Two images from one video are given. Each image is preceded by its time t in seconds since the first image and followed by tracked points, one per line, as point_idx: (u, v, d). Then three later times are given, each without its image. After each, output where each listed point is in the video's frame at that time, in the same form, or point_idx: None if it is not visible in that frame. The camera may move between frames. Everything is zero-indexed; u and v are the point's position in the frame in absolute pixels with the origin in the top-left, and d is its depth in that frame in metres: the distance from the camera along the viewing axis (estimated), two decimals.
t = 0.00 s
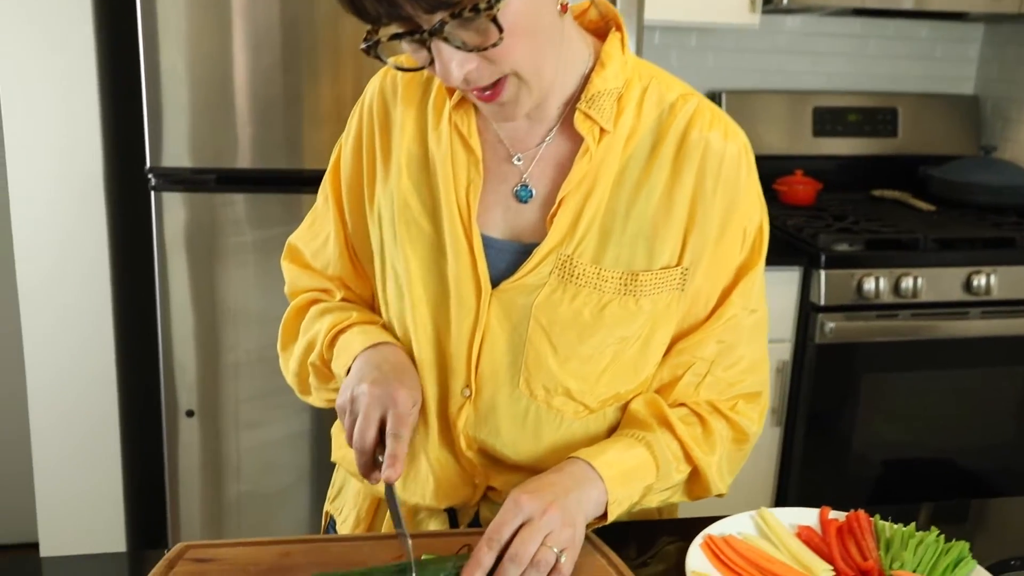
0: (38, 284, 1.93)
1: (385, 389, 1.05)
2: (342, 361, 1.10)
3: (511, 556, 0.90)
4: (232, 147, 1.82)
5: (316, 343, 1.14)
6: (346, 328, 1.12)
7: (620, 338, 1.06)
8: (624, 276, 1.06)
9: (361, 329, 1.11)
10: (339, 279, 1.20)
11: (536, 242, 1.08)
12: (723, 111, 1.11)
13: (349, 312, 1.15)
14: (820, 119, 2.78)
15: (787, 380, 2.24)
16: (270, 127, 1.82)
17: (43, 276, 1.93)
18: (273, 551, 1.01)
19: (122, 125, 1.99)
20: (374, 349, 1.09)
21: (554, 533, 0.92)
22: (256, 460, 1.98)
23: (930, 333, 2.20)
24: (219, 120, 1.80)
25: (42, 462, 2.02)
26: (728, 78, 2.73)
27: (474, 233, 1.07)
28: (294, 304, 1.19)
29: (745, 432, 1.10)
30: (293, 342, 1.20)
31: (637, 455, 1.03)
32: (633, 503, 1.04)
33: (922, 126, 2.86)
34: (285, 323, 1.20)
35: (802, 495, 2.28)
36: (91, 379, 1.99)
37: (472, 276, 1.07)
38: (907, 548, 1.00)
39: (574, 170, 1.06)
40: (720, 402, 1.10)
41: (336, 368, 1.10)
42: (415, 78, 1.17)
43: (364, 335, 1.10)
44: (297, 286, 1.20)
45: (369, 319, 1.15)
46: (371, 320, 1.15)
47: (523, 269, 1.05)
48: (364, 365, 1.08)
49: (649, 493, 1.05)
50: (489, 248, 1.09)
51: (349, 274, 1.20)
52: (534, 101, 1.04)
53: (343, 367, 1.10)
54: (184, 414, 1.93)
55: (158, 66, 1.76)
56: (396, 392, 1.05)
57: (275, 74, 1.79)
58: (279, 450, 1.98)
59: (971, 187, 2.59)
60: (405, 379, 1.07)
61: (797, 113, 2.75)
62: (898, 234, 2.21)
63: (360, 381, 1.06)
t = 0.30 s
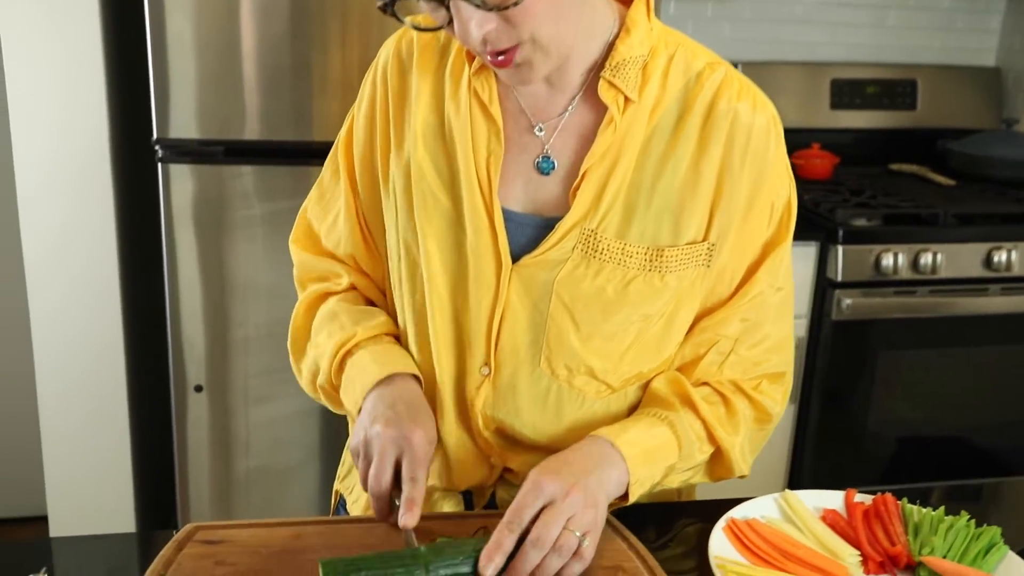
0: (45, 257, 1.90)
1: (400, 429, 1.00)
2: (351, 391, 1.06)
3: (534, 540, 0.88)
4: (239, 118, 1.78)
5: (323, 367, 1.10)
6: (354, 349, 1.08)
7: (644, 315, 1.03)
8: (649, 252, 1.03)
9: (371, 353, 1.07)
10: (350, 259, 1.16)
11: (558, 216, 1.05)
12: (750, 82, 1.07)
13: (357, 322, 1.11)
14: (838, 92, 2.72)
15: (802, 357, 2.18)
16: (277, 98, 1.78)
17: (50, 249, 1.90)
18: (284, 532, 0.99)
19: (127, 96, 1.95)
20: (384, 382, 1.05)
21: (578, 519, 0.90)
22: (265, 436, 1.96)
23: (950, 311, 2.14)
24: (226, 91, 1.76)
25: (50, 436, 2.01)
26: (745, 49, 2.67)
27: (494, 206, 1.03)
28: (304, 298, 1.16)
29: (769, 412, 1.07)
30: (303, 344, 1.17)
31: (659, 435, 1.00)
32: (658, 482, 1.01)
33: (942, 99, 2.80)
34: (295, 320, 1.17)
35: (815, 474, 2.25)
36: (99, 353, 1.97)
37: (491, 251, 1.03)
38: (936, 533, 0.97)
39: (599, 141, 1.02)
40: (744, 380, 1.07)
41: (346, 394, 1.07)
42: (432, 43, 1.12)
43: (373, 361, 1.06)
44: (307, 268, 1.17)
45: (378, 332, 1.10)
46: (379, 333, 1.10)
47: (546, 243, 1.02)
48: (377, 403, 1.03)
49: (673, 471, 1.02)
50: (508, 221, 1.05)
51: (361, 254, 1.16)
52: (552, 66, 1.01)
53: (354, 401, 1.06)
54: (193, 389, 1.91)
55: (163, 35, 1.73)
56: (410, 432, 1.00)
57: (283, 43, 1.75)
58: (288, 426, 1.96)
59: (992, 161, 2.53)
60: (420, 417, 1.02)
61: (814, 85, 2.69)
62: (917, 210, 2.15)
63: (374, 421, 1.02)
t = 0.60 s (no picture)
0: (49, 231, 1.88)
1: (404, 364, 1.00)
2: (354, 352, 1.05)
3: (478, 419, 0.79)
4: (245, 88, 1.75)
5: (326, 334, 1.09)
6: (356, 313, 1.07)
7: (647, 271, 1.03)
8: (648, 210, 1.03)
9: (372, 315, 1.05)
10: (345, 234, 1.15)
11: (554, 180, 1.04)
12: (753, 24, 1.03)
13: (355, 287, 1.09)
14: (853, 64, 2.65)
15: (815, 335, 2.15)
16: (283, 68, 1.75)
17: (54, 222, 1.88)
18: (292, 510, 0.97)
19: (131, 67, 1.92)
20: (386, 340, 1.04)
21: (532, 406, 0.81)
22: (272, 411, 1.94)
23: (965, 287, 2.10)
24: (231, 61, 1.73)
25: (57, 410, 2.00)
26: (758, 20, 2.62)
27: (489, 176, 1.03)
28: (303, 267, 1.15)
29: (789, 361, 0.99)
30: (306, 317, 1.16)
31: (664, 359, 0.90)
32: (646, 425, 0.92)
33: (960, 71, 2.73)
34: (295, 293, 1.16)
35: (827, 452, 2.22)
36: (105, 328, 1.96)
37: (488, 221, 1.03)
38: (958, 514, 0.94)
39: (593, 100, 1.00)
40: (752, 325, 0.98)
41: (349, 356, 1.06)
42: (422, 14, 1.10)
43: (374, 323, 1.04)
44: (304, 243, 1.16)
45: (379, 295, 1.09)
46: (376, 297, 1.08)
47: (541, 210, 1.02)
48: (381, 356, 1.02)
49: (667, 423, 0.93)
50: (505, 190, 1.05)
51: (355, 228, 1.15)
52: (535, 19, 0.97)
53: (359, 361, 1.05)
54: (200, 363, 1.90)
55: (167, 5, 1.69)
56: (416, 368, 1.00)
57: (289, 12, 1.71)
58: (296, 402, 1.94)
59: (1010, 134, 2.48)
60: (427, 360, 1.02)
61: (829, 57, 2.64)
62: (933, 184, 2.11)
63: (378, 366, 1.01)
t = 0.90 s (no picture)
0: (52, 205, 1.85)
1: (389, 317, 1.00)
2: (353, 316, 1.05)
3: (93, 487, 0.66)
4: (252, 59, 1.72)
5: (332, 302, 1.09)
6: (359, 279, 1.06)
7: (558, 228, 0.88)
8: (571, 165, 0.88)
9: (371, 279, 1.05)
10: (354, 209, 1.13)
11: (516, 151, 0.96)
12: None
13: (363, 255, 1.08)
14: (868, 37, 2.60)
15: (827, 311, 2.12)
16: (291, 38, 1.72)
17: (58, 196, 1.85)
18: (302, 489, 0.96)
19: (135, 38, 1.89)
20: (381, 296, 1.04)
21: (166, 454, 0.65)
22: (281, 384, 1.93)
23: (975, 265, 2.07)
24: (238, 30, 1.70)
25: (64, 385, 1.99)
26: None
27: (455, 153, 0.98)
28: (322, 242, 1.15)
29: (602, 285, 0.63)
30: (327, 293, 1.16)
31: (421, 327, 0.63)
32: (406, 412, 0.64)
33: (978, 45, 2.67)
34: (317, 266, 1.15)
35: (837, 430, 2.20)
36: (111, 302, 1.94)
37: (449, 196, 1.00)
38: (980, 497, 0.92)
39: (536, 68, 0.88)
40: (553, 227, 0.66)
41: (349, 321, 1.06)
42: None
43: (370, 285, 1.04)
44: (325, 220, 1.16)
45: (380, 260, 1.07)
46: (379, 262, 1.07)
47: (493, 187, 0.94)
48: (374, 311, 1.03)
49: (411, 396, 0.63)
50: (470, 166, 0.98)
51: (363, 205, 1.13)
52: None
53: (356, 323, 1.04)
54: (207, 338, 1.88)
55: None
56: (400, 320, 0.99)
57: None
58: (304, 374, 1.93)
59: None
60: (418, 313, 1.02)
61: (844, 29, 2.58)
62: (948, 159, 2.07)
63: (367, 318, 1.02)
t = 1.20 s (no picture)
0: (59, 182, 1.84)
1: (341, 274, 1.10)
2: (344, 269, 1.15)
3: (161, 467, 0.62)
4: (259, 34, 1.70)
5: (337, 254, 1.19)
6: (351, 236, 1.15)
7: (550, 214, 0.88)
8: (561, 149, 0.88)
9: (362, 236, 1.13)
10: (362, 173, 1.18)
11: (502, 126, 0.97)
12: None
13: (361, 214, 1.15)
14: (880, 14, 2.57)
15: (836, 290, 2.10)
16: (297, 13, 1.70)
17: (65, 172, 1.83)
18: (313, 470, 0.96)
19: (141, 13, 1.87)
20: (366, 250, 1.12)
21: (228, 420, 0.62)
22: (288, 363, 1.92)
23: (985, 245, 2.04)
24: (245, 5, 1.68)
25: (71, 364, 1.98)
26: None
27: (442, 127, 1.00)
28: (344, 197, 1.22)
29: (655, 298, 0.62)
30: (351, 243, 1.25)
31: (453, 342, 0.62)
32: (450, 423, 0.64)
33: (990, 22, 2.64)
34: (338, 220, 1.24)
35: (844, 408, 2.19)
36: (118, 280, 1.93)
37: (438, 170, 1.02)
38: (997, 482, 0.91)
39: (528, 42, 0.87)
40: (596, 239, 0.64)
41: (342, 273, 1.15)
42: None
43: (358, 241, 1.13)
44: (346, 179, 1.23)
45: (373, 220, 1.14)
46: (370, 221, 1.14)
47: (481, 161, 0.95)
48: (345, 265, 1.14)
49: (455, 418, 0.63)
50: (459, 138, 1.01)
51: (370, 171, 1.17)
52: None
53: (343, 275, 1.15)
54: (215, 316, 1.87)
55: None
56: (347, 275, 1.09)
57: None
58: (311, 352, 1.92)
59: None
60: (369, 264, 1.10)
61: (855, 6, 2.54)
62: (961, 138, 2.03)
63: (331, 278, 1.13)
